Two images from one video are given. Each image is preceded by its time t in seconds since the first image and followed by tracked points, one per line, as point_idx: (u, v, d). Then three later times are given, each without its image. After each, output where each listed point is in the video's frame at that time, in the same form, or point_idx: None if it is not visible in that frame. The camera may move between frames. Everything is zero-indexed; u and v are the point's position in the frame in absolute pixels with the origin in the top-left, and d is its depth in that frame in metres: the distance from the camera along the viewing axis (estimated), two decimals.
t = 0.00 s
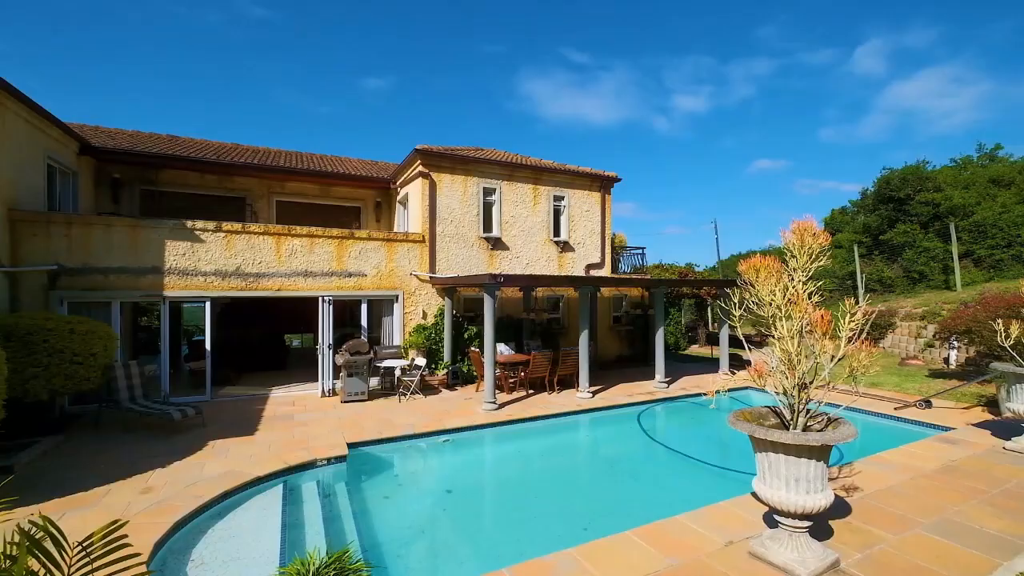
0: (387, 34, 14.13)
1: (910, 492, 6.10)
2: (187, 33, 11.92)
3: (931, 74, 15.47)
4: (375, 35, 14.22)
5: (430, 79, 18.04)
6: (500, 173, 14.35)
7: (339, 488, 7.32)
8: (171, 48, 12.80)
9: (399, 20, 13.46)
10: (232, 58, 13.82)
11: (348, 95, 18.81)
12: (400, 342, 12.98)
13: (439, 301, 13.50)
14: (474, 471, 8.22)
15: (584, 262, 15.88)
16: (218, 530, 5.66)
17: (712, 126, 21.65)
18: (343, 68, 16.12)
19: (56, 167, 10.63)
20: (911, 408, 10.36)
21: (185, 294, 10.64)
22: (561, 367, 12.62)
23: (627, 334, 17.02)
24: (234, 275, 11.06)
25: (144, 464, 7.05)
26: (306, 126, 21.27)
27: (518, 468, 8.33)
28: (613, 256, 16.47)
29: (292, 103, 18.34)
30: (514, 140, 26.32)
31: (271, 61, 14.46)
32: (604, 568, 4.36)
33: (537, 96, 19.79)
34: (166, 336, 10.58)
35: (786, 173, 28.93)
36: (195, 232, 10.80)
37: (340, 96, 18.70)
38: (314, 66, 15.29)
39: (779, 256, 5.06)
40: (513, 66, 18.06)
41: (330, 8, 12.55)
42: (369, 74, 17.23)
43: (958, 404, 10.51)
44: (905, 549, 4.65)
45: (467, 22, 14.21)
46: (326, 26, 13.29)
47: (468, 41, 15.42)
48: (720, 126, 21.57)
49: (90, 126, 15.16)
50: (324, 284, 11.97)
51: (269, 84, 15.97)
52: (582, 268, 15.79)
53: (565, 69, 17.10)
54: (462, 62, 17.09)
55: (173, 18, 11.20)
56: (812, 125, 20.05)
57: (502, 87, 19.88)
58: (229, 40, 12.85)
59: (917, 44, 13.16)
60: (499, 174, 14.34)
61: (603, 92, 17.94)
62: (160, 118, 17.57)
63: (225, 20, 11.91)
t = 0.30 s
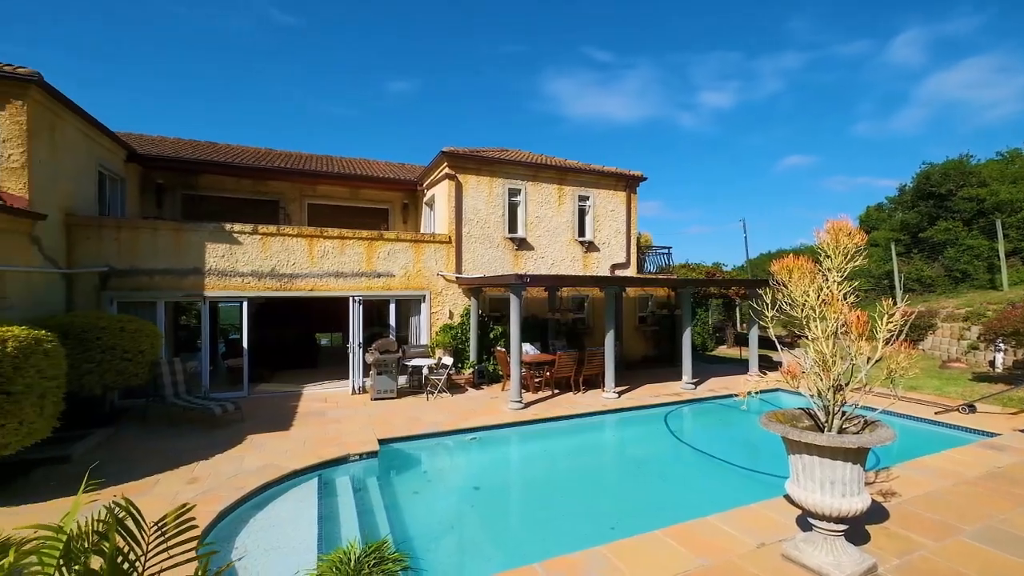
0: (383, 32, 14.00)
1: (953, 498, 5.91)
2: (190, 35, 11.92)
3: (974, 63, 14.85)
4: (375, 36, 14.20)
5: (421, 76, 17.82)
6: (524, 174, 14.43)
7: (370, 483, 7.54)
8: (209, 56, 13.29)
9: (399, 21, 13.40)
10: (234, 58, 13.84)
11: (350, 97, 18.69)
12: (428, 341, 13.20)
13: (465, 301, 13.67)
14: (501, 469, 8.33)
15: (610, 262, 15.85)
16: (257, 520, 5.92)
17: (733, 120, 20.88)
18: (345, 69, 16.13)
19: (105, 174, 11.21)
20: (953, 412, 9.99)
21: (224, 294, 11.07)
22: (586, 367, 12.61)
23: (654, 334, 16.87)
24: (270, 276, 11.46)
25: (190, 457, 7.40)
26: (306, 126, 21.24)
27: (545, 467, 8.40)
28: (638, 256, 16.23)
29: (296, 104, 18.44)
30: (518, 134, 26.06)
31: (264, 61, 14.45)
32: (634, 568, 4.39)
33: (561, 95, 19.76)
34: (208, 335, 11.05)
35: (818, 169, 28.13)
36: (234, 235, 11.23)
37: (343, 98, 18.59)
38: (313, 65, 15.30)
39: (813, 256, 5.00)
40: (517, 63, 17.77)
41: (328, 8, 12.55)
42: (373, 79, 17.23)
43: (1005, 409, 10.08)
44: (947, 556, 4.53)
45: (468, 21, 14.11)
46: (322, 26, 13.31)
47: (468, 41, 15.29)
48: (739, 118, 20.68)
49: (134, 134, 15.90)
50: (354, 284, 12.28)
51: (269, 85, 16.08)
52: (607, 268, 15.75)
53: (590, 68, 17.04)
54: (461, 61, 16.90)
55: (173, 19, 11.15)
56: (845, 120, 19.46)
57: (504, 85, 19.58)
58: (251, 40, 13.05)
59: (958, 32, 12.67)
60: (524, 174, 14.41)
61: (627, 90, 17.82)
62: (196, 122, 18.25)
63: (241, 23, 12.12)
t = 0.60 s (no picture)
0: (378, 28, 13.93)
1: (995, 506, 5.70)
2: (193, 34, 12.01)
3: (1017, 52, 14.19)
4: (375, 35, 14.26)
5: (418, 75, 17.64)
6: (547, 174, 14.44)
7: (397, 480, 7.68)
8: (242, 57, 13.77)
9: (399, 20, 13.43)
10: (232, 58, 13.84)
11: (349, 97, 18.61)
12: (451, 340, 13.34)
13: (489, 301, 13.77)
14: (525, 467, 8.37)
15: (633, 262, 15.73)
16: (290, 513, 6.11)
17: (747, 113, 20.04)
18: (345, 68, 16.19)
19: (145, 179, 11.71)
20: (996, 417, 9.60)
21: (256, 294, 11.42)
22: (610, 367, 12.55)
23: (678, 334, 16.66)
24: (299, 276, 11.78)
25: (225, 450, 7.67)
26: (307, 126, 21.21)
27: (569, 466, 8.41)
28: (662, 256, 16.05)
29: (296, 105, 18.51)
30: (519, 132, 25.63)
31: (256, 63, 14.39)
32: (662, 568, 4.38)
33: (582, 95, 19.68)
34: (241, 334, 11.43)
35: (849, 166, 27.31)
36: (265, 236, 11.57)
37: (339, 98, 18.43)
38: (312, 62, 15.29)
39: (848, 255, 4.90)
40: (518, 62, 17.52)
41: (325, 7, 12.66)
42: (376, 79, 17.24)
43: None
44: (990, 565, 4.38)
45: (467, 20, 14.09)
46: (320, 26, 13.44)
47: (466, 39, 15.19)
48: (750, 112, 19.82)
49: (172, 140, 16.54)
50: (380, 284, 12.51)
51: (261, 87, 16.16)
52: (630, 268, 15.64)
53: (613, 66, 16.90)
54: (457, 60, 16.76)
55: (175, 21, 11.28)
56: (878, 115, 18.88)
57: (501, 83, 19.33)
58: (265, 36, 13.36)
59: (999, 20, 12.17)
60: (547, 174, 14.43)
61: (650, 88, 17.65)
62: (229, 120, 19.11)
63: (249, 24, 12.31)
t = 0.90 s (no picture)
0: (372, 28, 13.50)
1: None
2: (193, 35, 11.50)
3: None
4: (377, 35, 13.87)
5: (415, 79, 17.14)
6: (569, 174, 14.41)
7: (422, 477, 7.80)
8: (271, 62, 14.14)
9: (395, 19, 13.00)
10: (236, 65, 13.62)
11: (349, 100, 18.22)
12: (473, 340, 13.43)
13: (510, 301, 13.82)
14: (548, 466, 8.39)
15: (656, 262, 15.58)
16: (319, 507, 6.27)
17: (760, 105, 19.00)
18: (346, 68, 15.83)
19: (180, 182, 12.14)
20: None
21: (285, 293, 11.72)
22: (632, 367, 12.44)
23: (702, 334, 16.42)
24: (326, 276, 12.03)
25: (257, 445, 7.89)
26: (305, 127, 20.78)
27: (591, 466, 8.41)
28: (686, 255, 15.85)
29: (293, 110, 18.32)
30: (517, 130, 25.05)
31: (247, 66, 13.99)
32: (688, 569, 4.36)
33: (603, 93, 19.54)
34: (269, 333, 11.73)
35: (881, 161, 26.46)
36: (294, 237, 11.84)
37: (336, 100, 18.01)
38: (309, 64, 14.97)
39: (883, 253, 4.76)
40: (516, 61, 17.22)
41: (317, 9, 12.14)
42: (377, 81, 16.77)
43: None
44: None
45: (467, 20, 13.86)
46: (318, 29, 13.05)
47: (463, 39, 14.86)
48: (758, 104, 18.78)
49: (205, 144, 17.10)
50: (404, 284, 12.68)
51: (242, 91, 15.67)
52: (652, 267, 15.49)
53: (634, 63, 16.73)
54: (454, 60, 16.32)
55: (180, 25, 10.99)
56: (912, 109, 18.25)
57: (497, 80, 18.80)
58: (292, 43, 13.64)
59: None
60: (569, 174, 14.40)
61: (673, 85, 17.43)
62: (250, 122, 19.29)
63: (255, 26, 11.88)
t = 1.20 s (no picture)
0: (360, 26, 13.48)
1: None
2: (192, 34, 11.70)
3: None
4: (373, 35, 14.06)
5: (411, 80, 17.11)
6: (590, 173, 14.35)
7: (445, 474, 7.89)
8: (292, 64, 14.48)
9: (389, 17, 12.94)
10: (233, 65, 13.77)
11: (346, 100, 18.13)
12: (494, 339, 13.48)
13: (531, 301, 13.83)
14: (570, 466, 8.39)
15: (679, 261, 15.40)
16: (345, 502, 6.41)
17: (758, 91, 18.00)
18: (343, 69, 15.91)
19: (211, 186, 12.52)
20: None
21: (311, 293, 11.97)
22: (654, 368, 12.32)
23: (726, 335, 16.13)
24: (351, 276, 12.25)
25: (285, 441, 8.10)
26: (305, 126, 20.43)
27: (614, 466, 8.37)
28: (709, 254, 15.62)
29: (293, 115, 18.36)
30: (514, 128, 25.15)
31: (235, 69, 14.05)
32: (713, 571, 4.32)
33: (624, 91, 19.39)
34: (296, 332, 12.01)
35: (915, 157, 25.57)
36: (319, 238, 12.08)
37: (335, 100, 17.88)
38: (309, 64, 14.98)
39: (918, 251, 4.62)
40: (513, 60, 17.04)
41: (316, 8, 12.23)
42: (376, 81, 16.84)
43: None
44: None
45: (466, 20, 13.90)
46: (308, 30, 13.09)
47: (462, 38, 14.86)
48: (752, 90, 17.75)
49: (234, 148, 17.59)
50: (426, 284, 12.82)
51: (241, 91, 15.71)
52: (675, 267, 15.32)
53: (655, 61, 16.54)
54: (454, 60, 16.22)
55: (181, 23, 11.18)
56: (946, 101, 17.59)
57: (488, 78, 18.48)
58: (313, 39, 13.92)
59: None
60: (589, 174, 14.33)
61: (695, 82, 17.19)
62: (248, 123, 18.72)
63: (255, 25, 12.00)
